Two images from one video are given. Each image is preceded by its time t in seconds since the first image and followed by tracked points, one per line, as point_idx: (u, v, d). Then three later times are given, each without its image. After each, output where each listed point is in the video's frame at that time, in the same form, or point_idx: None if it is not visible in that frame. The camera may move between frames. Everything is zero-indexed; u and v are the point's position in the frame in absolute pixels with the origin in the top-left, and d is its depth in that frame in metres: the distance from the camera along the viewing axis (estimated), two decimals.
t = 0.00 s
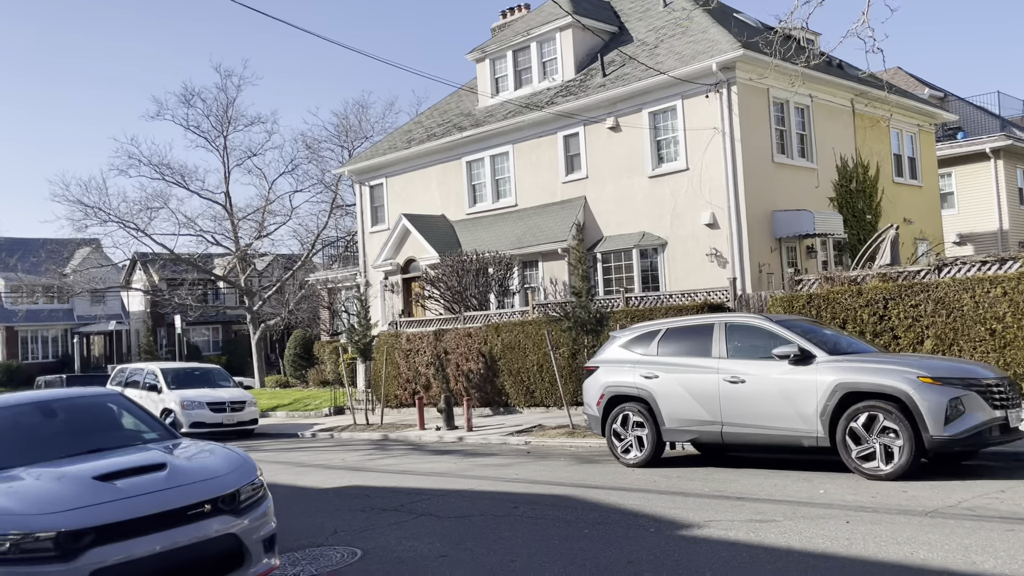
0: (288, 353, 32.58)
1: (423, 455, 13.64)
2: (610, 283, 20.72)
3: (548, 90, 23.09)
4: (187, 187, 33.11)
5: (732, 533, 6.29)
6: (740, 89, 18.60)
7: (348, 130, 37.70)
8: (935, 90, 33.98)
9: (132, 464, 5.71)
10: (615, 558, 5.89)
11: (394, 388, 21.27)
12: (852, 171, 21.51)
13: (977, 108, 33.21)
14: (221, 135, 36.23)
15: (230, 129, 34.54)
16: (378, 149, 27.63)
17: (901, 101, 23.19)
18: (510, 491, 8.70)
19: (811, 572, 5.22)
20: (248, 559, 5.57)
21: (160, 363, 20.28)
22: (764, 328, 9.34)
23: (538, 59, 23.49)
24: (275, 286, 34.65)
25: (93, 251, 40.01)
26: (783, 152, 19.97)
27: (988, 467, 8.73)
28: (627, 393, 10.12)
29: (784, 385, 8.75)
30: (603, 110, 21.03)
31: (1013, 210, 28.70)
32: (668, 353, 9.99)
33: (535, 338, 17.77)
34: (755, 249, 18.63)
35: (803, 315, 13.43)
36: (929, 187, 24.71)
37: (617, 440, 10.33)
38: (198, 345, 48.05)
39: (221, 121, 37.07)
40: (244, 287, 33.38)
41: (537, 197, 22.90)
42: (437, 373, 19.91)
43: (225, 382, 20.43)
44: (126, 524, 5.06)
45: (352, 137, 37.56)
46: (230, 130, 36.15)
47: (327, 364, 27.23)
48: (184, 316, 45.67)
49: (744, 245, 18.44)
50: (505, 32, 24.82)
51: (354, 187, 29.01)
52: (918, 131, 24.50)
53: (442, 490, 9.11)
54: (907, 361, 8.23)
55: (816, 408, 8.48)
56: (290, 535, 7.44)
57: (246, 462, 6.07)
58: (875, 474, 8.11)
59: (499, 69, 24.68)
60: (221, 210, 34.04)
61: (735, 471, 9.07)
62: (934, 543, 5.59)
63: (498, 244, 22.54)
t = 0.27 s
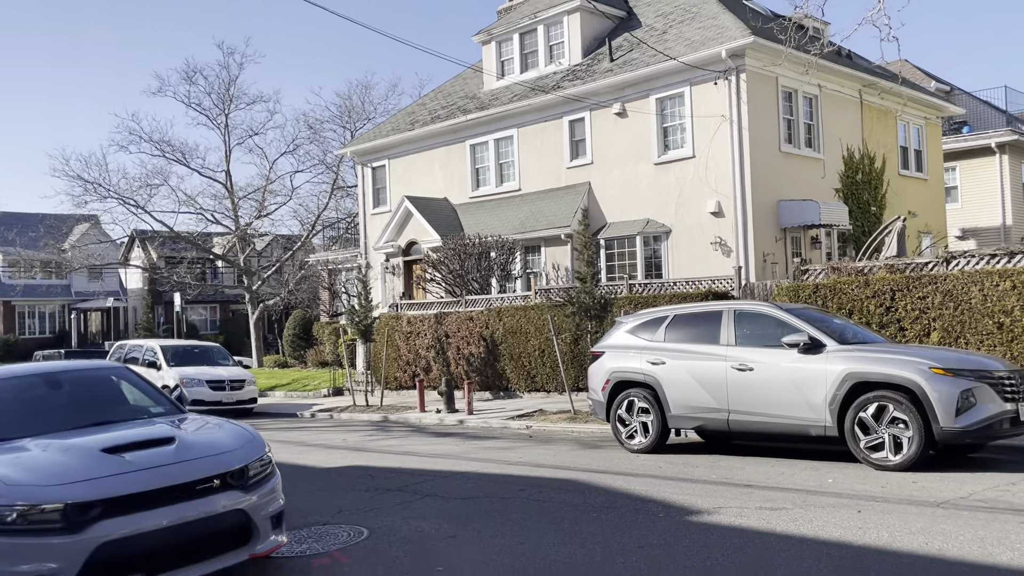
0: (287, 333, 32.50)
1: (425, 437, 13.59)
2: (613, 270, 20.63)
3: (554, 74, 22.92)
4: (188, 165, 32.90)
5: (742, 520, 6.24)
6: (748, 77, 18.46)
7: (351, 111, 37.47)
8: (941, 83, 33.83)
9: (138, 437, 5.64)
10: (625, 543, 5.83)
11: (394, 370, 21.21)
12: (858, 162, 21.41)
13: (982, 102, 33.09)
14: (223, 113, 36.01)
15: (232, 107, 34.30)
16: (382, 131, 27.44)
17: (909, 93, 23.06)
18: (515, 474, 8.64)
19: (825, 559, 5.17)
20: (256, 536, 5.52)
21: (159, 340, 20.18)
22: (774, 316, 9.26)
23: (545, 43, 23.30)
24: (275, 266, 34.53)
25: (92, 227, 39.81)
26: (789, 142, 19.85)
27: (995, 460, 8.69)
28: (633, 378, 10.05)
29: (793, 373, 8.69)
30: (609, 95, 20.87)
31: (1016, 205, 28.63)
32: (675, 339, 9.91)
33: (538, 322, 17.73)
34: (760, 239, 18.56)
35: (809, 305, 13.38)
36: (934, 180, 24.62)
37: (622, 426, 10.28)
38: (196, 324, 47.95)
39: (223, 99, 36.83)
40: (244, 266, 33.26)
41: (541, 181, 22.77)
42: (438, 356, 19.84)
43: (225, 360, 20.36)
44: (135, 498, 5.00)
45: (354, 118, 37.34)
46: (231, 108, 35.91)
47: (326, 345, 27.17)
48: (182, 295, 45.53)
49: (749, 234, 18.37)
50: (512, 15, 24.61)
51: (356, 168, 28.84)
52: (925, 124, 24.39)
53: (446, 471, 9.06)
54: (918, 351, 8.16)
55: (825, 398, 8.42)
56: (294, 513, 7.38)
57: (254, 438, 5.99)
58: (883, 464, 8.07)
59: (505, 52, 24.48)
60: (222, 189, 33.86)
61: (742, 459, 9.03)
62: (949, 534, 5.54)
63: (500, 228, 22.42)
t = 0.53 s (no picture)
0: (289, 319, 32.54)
1: (429, 425, 13.66)
2: (617, 264, 20.67)
3: (564, 67, 22.90)
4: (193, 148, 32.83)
5: (754, 516, 6.31)
6: (759, 76, 18.46)
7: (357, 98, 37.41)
8: (947, 86, 33.84)
9: (154, 418, 5.65)
10: (639, 536, 5.90)
11: (396, 358, 21.26)
12: (865, 163, 21.44)
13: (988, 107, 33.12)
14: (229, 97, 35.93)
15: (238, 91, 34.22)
16: (389, 119, 27.41)
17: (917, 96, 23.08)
18: (524, 465, 8.71)
19: (838, 557, 5.24)
20: (271, 520, 5.55)
21: (163, 322, 20.19)
22: (787, 313, 9.33)
23: (555, 36, 23.27)
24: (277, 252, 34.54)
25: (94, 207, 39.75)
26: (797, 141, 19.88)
27: (1000, 463, 8.78)
28: (643, 372, 10.11)
29: (804, 371, 8.77)
30: (619, 90, 20.86)
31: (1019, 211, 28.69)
32: (686, 335, 9.96)
33: (542, 314, 17.78)
34: (765, 237, 18.61)
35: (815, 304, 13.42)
36: (939, 183, 24.67)
37: (629, 419, 10.34)
38: (195, 308, 47.95)
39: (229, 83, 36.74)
40: (247, 251, 33.25)
41: (547, 174, 22.78)
42: (441, 345, 19.88)
43: (229, 344, 20.39)
44: (152, 480, 5.02)
45: (360, 105, 37.27)
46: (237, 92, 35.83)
47: (329, 331, 27.22)
48: (183, 277, 45.49)
49: (755, 232, 18.41)
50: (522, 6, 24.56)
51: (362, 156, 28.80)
52: (932, 126, 24.42)
53: (455, 460, 9.13)
54: (931, 352, 8.26)
55: (836, 396, 8.52)
56: (306, 498, 7.44)
57: (270, 422, 6.01)
58: (893, 464, 8.17)
59: (515, 44, 24.44)
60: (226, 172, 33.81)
61: (749, 455, 9.10)
62: (959, 536, 5.61)
63: (506, 220, 22.44)
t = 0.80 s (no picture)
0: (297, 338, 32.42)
1: (445, 445, 13.49)
2: (628, 280, 20.54)
3: (571, 83, 22.88)
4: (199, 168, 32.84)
5: (790, 538, 6.15)
6: (769, 90, 18.41)
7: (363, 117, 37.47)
8: (953, 98, 33.80)
9: (184, 444, 5.55)
10: (675, 561, 5.74)
11: (406, 378, 21.10)
12: (876, 176, 21.34)
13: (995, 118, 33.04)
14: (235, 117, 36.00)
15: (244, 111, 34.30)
16: (395, 137, 27.39)
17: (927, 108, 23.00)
18: (548, 487, 8.55)
19: None
20: (301, 546, 5.41)
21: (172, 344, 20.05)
22: (810, 330, 9.17)
23: (562, 52, 23.28)
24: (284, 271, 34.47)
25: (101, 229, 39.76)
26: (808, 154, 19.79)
27: None
28: (663, 391, 9.94)
29: (830, 389, 8.62)
30: (627, 105, 20.82)
31: None
32: (706, 353, 9.80)
33: (554, 332, 17.65)
34: (778, 252, 18.48)
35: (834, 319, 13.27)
36: (949, 195, 24.54)
37: (650, 438, 10.17)
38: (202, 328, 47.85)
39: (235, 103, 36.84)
40: (253, 270, 33.18)
41: (556, 190, 22.71)
42: (452, 364, 19.73)
43: (238, 365, 20.27)
44: (183, 509, 4.91)
45: (366, 124, 37.31)
46: (243, 113, 35.91)
47: (337, 350, 27.08)
48: (189, 298, 45.42)
49: (767, 247, 18.29)
50: (528, 24, 24.58)
51: (369, 175, 28.77)
52: (941, 138, 24.32)
53: (476, 483, 8.97)
54: (960, 369, 8.11)
55: (864, 414, 8.37)
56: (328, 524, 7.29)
57: (299, 447, 5.88)
58: (924, 483, 7.99)
59: (522, 61, 24.45)
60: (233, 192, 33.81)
61: (776, 475, 8.93)
62: (1007, 558, 5.44)
63: (515, 237, 22.34)
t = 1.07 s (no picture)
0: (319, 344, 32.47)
1: (470, 454, 13.37)
2: (654, 290, 20.36)
3: (598, 91, 22.79)
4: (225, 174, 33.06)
5: (834, 555, 5.97)
6: (800, 98, 18.22)
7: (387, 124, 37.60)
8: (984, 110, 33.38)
9: (219, 449, 5.48)
10: None
11: (429, 385, 21.01)
12: (907, 187, 21.05)
13: None
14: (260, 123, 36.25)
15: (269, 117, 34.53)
16: (420, 144, 27.41)
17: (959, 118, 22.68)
18: (579, 498, 8.40)
19: None
20: (336, 555, 5.30)
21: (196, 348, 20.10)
22: (848, 343, 8.96)
23: (589, 60, 23.21)
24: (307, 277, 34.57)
25: (126, 233, 40.09)
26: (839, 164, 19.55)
27: None
28: (695, 402, 9.77)
29: (869, 403, 8.41)
30: (655, 114, 20.68)
31: None
32: (740, 364, 9.62)
33: (580, 341, 17.50)
34: (808, 262, 18.24)
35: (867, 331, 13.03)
36: (981, 207, 24.17)
37: (682, 450, 9.99)
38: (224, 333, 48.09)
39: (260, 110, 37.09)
40: (277, 276, 33.28)
41: (581, 198, 22.59)
42: (475, 371, 19.62)
43: (262, 369, 20.27)
44: (217, 515, 4.83)
45: (390, 131, 37.42)
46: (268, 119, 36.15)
47: (360, 357, 27.06)
48: (212, 303, 45.67)
49: (797, 257, 18.06)
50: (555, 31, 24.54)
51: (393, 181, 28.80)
52: (973, 150, 23.96)
53: (506, 492, 8.84)
54: (1005, 383, 7.88)
55: (904, 429, 8.15)
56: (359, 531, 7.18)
57: (333, 454, 5.77)
58: (967, 500, 7.76)
59: (548, 69, 24.39)
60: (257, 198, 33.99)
61: (812, 489, 8.73)
62: None
63: (539, 245, 22.23)
